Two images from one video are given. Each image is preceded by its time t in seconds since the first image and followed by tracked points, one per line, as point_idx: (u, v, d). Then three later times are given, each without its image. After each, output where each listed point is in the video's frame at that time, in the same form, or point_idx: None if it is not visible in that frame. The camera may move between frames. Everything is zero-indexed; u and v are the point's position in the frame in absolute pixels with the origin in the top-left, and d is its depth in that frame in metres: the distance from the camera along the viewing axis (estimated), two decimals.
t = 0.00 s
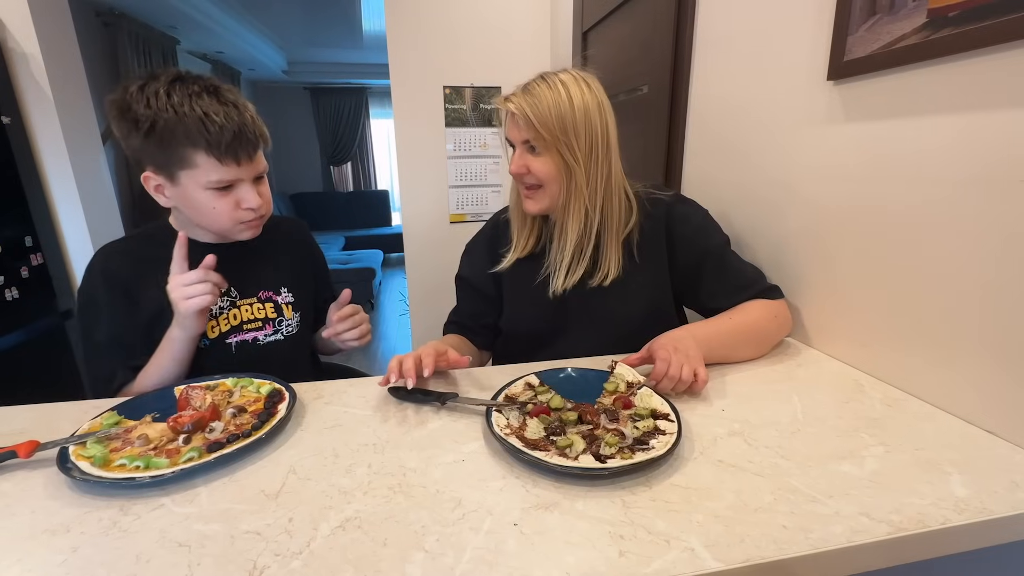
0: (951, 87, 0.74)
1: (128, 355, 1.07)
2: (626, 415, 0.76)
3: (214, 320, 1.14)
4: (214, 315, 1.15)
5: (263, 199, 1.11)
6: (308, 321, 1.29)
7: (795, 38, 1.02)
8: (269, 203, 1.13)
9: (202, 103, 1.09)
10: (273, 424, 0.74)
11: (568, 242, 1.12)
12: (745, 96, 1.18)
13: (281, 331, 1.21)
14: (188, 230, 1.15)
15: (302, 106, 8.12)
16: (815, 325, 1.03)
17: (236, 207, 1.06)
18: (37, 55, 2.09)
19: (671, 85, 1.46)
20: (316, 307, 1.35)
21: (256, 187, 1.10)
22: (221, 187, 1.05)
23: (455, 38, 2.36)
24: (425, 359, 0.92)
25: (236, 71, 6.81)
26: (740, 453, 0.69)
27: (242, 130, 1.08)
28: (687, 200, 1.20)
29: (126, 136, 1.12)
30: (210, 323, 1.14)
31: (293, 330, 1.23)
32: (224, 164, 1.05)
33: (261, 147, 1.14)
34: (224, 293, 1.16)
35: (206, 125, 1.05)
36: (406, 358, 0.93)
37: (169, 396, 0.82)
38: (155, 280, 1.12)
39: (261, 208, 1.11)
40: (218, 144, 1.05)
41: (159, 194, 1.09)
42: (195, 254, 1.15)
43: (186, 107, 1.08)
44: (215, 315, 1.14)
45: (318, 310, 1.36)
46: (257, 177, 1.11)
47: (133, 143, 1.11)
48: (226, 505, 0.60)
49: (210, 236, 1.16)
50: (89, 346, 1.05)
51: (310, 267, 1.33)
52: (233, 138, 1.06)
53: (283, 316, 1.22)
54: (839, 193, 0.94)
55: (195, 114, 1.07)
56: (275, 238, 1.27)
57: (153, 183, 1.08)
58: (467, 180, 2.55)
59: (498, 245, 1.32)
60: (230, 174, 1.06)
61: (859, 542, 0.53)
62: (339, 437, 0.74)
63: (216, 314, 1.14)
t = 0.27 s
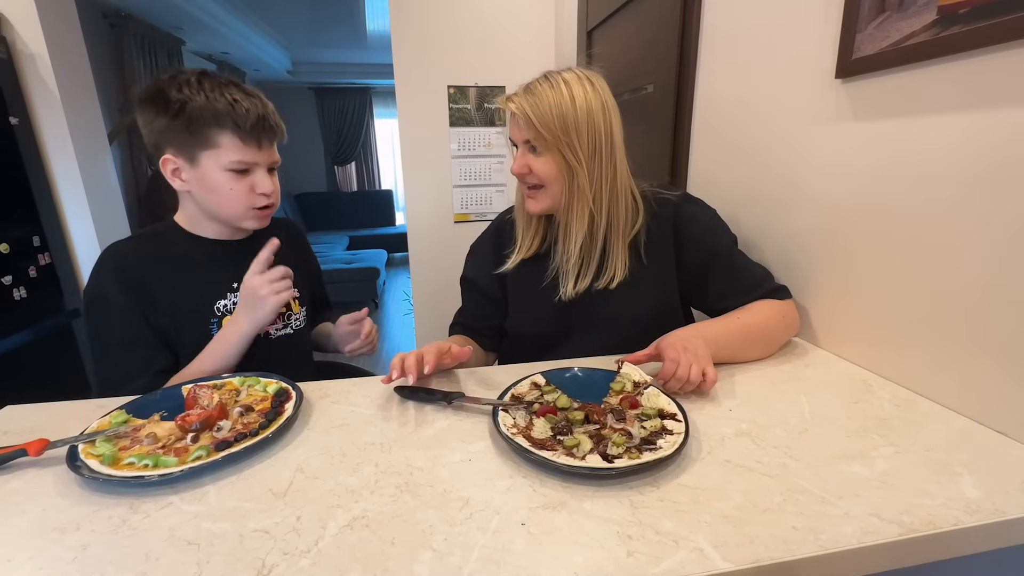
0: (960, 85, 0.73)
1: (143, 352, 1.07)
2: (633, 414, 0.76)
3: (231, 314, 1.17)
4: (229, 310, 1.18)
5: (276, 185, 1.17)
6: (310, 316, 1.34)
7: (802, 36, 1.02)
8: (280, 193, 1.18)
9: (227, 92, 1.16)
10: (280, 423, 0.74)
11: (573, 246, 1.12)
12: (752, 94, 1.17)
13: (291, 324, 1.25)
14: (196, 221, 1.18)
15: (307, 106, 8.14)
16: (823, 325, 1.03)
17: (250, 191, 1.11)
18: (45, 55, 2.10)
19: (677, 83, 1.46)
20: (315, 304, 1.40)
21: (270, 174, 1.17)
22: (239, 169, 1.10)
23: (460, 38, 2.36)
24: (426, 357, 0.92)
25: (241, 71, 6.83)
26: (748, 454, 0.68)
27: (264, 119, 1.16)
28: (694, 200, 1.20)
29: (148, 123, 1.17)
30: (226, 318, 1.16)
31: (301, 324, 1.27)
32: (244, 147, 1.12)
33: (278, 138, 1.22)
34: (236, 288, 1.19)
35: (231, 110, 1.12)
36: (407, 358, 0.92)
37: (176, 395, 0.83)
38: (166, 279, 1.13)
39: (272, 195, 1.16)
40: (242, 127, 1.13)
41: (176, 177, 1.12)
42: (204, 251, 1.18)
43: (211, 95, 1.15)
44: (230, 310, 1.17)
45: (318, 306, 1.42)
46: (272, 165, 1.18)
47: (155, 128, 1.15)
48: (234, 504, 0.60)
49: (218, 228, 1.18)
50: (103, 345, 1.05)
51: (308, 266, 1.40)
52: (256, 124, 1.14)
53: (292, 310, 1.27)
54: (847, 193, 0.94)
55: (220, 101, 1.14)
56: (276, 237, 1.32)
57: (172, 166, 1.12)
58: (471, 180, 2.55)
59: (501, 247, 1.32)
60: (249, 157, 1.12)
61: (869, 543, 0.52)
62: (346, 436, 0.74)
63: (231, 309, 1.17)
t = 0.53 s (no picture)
0: (975, 79, 0.72)
1: (146, 349, 1.06)
2: (641, 414, 0.75)
3: (233, 313, 1.16)
4: (231, 308, 1.17)
5: (278, 182, 1.17)
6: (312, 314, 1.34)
7: (812, 32, 1.00)
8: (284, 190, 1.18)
9: (233, 89, 1.16)
10: (285, 422, 0.74)
11: (578, 247, 1.11)
12: (760, 91, 1.16)
13: (293, 323, 1.26)
14: (199, 218, 1.17)
15: (310, 105, 8.15)
16: (832, 324, 1.02)
17: (253, 186, 1.10)
18: (50, 53, 2.10)
19: (683, 80, 1.44)
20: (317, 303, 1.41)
21: (273, 171, 1.16)
22: (242, 165, 1.10)
23: (464, 35, 2.35)
24: (430, 356, 0.91)
25: (245, 70, 6.84)
26: (758, 454, 0.67)
27: (268, 116, 1.16)
28: (700, 197, 1.19)
29: (155, 119, 1.17)
30: (227, 316, 1.16)
31: (303, 323, 1.28)
32: (248, 143, 1.12)
33: (282, 135, 1.21)
34: (238, 287, 1.19)
35: (236, 106, 1.12)
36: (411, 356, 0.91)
37: (180, 393, 0.82)
38: (169, 277, 1.12)
39: (275, 192, 1.15)
40: (245, 123, 1.12)
41: (179, 172, 1.12)
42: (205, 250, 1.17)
43: (217, 91, 1.15)
44: (231, 308, 1.16)
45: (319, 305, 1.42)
46: (275, 162, 1.17)
47: (161, 123, 1.16)
48: (240, 503, 0.60)
49: (221, 225, 1.18)
50: (106, 340, 1.04)
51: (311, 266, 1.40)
52: (260, 121, 1.14)
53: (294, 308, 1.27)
54: (857, 190, 0.93)
55: (226, 97, 1.14)
56: (279, 237, 1.32)
57: (177, 161, 1.12)
58: (475, 178, 2.55)
59: (505, 247, 1.31)
60: (252, 153, 1.12)
61: (883, 546, 0.51)
62: (351, 435, 0.74)
63: (233, 307, 1.17)
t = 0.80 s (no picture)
0: (988, 74, 0.71)
1: (140, 347, 1.06)
2: (646, 413, 0.74)
3: (227, 312, 1.16)
4: (226, 307, 1.17)
5: (275, 175, 1.16)
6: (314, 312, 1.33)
7: (820, 26, 0.99)
8: (281, 182, 1.17)
9: (228, 81, 1.15)
10: (287, 420, 0.73)
11: (580, 246, 1.09)
12: (767, 86, 1.15)
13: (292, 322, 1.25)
14: (198, 214, 1.17)
15: (313, 102, 8.14)
16: (839, 322, 1.01)
17: (249, 179, 1.10)
18: (53, 50, 2.10)
19: (689, 76, 1.43)
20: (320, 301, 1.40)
21: (269, 164, 1.15)
22: (237, 158, 1.09)
23: (467, 31, 2.34)
24: (432, 352, 0.91)
25: (248, 68, 6.83)
26: (765, 454, 0.66)
27: (262, 107, 1.15)
28: (705, 194, 1.18)
29: (152, 114, 1.17)
30: (222, 315, 1.15)
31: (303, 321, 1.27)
32: (243, 135, 1.11)
33: (278, 127, 1.20)
34: (233, 285, 1.18)
35: (230, 98, 1.11)
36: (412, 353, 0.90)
37: (182, 390, 0.82)
38: (166, 275, 1.12)
39: (272, 185, 1.14)
40: (240, 115, 1.11)
41: (177, 168, 1.12)
42: (206, 247, 1.17)
43: (212, 83, 1.14)
44: (226, 307, 1.16)
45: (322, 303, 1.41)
46: (272, 154, 1.16)
47: (158, 118, 1.15)
48: (241, 501, 0.59)
49: (220, 221, 1.18)
50: (103, 339, 1.04)
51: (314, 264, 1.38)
52: (255, 112, 1.13)
53: (294, 307, 1.26)
54: (866, 187, 0.91)
55: (220, 90, 1.13)
56: (282, 233, 1.31)
57: (174, 156, 1.12)
58: (478, 175, 2.54)
59: (508, 245, 1.30)
60: (248, 145, 1.11)
61: (894, 548, 0.50)
62: (354, 433, 0.73)
63: (227, 306, 1.16)
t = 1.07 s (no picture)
0: (999, 70, 0.70)
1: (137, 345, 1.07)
2: (652, 412, 0.73)
3: (228, 310, 1.16)
4: (227, 305, 1.17)
5: (281, 177, 1.16)
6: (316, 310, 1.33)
7: (828, 22, 0.98)
8: (287, 184, 1.17)
9: (237, 81, 1.15)
10: (291, 417, 0.73)
11: (584, 243, 1.09)
12: (773, 83, 1.14)
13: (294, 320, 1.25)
14: (202, 212, 1.17)
15: (316, 100, 8.14)
16: (846, 321, 1.00)
17: (256, 181, 1.10)
18: (57, 47, 2.10)
19: (694, 73, 1.42)
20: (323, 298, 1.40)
21: (276, 166, 1.15)
22: (244, 160, 1.09)
23: (471, 29, 2.33)
24: (435, 350, 0.91)
25: (251, 65, 6.84)
26: (772, 454, 0.66)
27: (271, 110, 1.15)
28: (710, 191, 1.17)
29: (158, 111, 1.16)
30: (223, 313, 1.16)
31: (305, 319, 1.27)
32: (251, 137, 1.11)
33: (286, 129, 1.20)
34: (235, 283, 1.18)
35: (239, 100, 1.11)
36: (415, 350, 0.90)
37: (186, 387, 0.82)
38: (166, 273, 1.12)
39: (278, 188, 1.14)
40: (248, 117, 1.11)
41: (182, 166, 1.12)
42: (209, 245, 1.17)
43: (221, 84, 1.13)
44: (227, 305, 1.16)
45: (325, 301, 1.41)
46: (279, 156, 1.16)
47: (164, 116, 1.15)
48: (246, 499, 0.59)
49: (224, 220, 1.18)
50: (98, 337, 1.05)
51: (318, 263, 1.38)
52: (263, 114, 1.13)
53: (296, 305, 1.26)
54: (875, 185, 0.90)
55: (229, 90, 1.13)
56: (285, 230, 1.31)
57: (180, 155, 1.12)
58: (481, 173, 2.53)
59: (511, 243, 1.30)
60: (256, 147, 1.11)
61: (903, 550, 0.50)
62: (358, 431, 0.73)
63: (228, 304, 1.16)
